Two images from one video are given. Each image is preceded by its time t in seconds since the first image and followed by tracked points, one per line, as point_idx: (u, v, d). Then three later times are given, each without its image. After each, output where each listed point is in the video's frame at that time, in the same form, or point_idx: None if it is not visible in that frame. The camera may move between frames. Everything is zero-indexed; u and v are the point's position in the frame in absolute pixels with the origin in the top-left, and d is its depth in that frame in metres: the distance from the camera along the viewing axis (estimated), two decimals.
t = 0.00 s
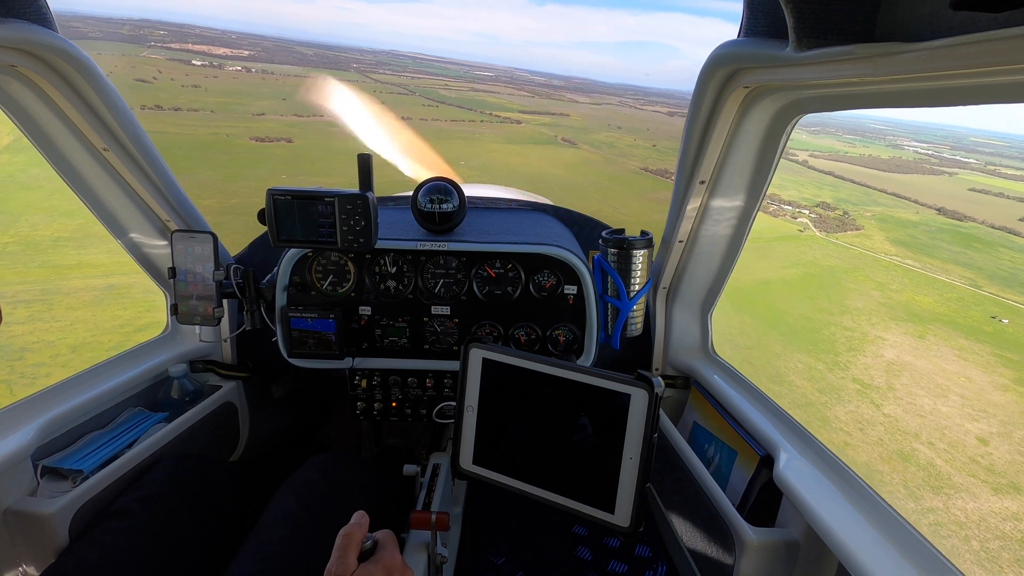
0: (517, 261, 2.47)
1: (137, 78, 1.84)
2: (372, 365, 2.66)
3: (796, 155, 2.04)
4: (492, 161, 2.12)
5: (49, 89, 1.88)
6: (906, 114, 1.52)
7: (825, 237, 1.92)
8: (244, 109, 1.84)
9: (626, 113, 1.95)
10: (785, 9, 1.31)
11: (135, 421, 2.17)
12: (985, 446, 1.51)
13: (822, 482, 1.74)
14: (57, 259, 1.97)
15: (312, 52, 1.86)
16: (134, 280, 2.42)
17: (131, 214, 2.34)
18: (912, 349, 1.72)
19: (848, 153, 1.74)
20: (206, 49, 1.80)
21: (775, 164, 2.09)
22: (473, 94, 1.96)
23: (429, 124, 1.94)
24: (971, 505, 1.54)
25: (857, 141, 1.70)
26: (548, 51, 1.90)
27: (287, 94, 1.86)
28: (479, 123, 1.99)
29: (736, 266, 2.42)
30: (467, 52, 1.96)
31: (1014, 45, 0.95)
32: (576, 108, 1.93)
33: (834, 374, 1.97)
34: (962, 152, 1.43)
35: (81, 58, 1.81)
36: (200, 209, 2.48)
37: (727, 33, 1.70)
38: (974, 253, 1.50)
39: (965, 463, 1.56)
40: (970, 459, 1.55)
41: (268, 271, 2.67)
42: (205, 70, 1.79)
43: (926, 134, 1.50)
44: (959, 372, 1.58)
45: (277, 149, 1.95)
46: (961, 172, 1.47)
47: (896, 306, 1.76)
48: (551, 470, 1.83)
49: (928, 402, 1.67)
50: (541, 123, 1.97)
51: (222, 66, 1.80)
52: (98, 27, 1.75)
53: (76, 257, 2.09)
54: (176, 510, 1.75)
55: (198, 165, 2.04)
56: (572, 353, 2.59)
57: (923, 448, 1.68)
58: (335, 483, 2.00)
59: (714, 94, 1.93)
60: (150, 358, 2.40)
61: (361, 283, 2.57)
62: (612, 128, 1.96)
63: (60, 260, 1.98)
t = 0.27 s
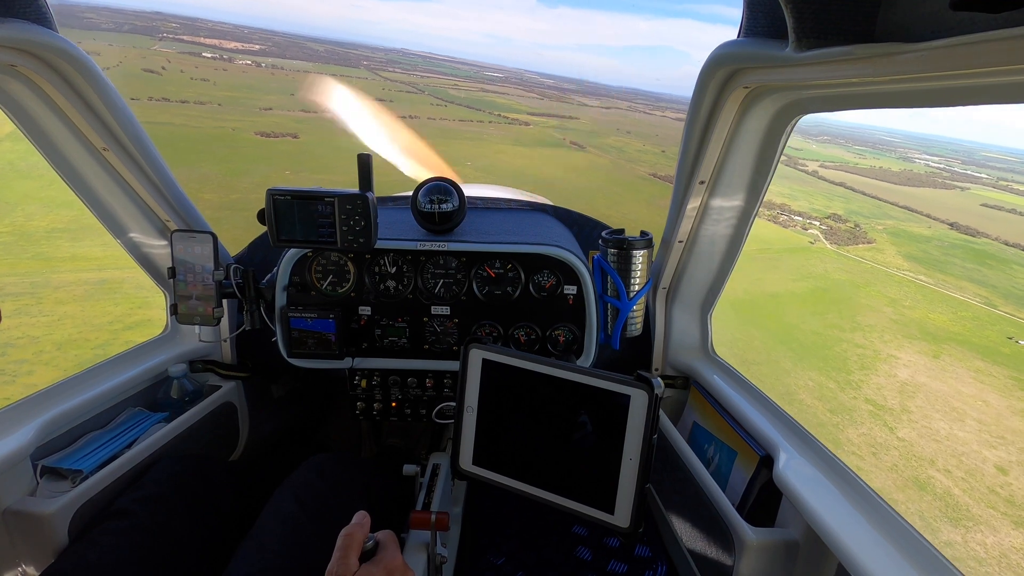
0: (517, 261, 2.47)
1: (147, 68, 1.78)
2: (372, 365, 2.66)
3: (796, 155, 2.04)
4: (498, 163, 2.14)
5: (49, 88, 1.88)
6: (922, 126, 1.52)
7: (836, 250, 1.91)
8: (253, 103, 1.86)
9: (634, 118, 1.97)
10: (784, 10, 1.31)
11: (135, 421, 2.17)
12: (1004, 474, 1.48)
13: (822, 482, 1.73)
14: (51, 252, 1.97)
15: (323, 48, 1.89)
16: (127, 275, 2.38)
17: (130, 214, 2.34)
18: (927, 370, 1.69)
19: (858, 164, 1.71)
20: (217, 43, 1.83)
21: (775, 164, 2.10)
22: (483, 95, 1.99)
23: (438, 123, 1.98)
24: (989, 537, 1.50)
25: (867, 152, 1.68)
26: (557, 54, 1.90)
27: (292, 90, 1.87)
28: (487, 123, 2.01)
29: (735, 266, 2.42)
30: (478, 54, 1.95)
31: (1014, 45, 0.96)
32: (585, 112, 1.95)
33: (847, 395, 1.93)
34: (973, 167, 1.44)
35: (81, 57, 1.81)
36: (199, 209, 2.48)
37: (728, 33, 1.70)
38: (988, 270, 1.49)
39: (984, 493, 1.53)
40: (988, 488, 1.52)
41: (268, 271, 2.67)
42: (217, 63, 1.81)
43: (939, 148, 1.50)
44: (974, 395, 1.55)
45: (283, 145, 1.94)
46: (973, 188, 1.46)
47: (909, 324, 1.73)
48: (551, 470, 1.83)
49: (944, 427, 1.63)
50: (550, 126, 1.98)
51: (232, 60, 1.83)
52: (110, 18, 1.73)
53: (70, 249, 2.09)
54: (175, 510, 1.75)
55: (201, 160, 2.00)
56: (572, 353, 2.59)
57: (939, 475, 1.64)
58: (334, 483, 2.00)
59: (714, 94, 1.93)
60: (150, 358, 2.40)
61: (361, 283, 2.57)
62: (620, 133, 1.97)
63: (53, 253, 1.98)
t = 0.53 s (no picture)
0: (517, 261, 2.47)
1: (155, 55, 1.78)
2: (373, 365, 2.66)
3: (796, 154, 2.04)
4: (504, 164, 2.16)
5: (48, 89, 1.87)
6: (931, 143, 1.52)
7: (845, 266, 1.89)
8: (261, 95, 1.89)
9: (643, 124, 2.01)
10: (784, 9, 1.31)
11: (135, 421, 2.17)
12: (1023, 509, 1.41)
13: (823, 481, 1.73)
14: (42, 238, 1.95)
15: (334, 42, 1.93)
16: (114, 266, 2.33)
17: (130, 214, 2.34)
18: (937, 396, 1.66)
19: (866, 180, 1.71)
20: (228, 33, 1.85)
21: (775, 164, 2.10)
22: (492, 94, 2.02)
23: (444, 122, 1.99)
24: None
25: (875, 167, 1.68)
26: (571, 58, 1.92)
27: (303, 83, 1.86)
28: (495, 124, 2.03)
29: (735, 266, 2.42)
30: (490, 53, 1.96)
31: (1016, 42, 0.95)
32: (593, 116, 2.00)
33: (854, 419, 1.88)
34: (981, 186, 1.45)
35: (80, 58, 1.81)
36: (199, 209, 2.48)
37: (728, 32, 1.70)
38: (998, 293, 1.46)
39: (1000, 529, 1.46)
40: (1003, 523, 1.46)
41: (268, 271, 2.67)
42: (226, 52, 1.83)
43: (946, 165, 1.52)
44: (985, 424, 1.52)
45: (291, 138, 1.97)
46: (982, 210, 1.45)
47: (919, 346, 1.70)
48: (551, 470, 1.83)
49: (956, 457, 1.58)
50: (558, 129, 2.03)
51: (241, 50, 1.84)
52: (126, 5, 1.75)
53: (62, 237, 2.07)
54: (176, 510, 1.75)
55: (203, 150, 1.95)
56: (572, 353, 2.59)
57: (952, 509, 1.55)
58: (335, 483, 2.00)
59: (713, 94, 1.92)
60: (151, 358, 2.40)
61: (361, 283, 2.57)
62: (627, 137, 2.01)
63: (44, 239, 1.96)
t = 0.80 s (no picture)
0: (517, 261, 2.47)
1: (162, 47, 1.76)
2: (372, 365, 2.66)
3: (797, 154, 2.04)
4: (511, 164, 2.13)
5: (48, 88, 1.87)
6: (942, 154, 1.49)
7: (857, 276, 1.87)
8: (269, 87, 1.87)
9: (651, 126, 2.05)
10: (785, 10, 1.31)
11: (135, 421, 2.17)
12: None
13: (822, 482, 1.74)
14: (35, 230, 1.93)
15: (344, 38, 1.96)
16: (107, 259, 2.28)
17: (130, 214, 2.34)
18: (952, 416, 1.60)
19: (877, 190, 1.69)
20: (238, 27, 1.87)
21: (775, 165, 2.10)
22: (500, 94, 1.99)
23: (450, 120, 1.96)
24: None
25: (886, 176, 1.66)
26: (584, 59, 1.90)
27: (313, 77, 1.90)
28: (503, 123, 1.99)
29: (735, 266, 2.42)
30: (506, 51, 1.95)
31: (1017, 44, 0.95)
32: (602, 118, 2.01)
33: (867, 439, 1.81)
34: (993, 200, 1.42)
35: (79, 57, 1.81)
36: (199, 209, 2.48)
37: (728, 33, 1.70)
38: (1012, 309, 1.42)
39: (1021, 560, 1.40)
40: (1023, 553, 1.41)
41: (268, 271, 2.67)
42: (235, 45, 1.83)
43: (959, 176, 1.50)
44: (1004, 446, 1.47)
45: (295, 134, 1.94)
46: (993, 222, 1.43)
47: (933, 363, 1.65)
48: (551, 470, 1.83)
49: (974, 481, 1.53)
50: (566, 130, 2.02)
51: (252, 43, 1.86)
52: None
53: (55, 228, 2.05)
54: (176, 510, 1.75)
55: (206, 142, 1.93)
56: (572, 353, 2.60)
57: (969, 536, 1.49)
58: (334, 483, 2.00)
59: (714, 95, 1.92)
60: (150, 357, 2.40)
61: (361, 283, 2.57)
62: (636, 140, 2.04)
63: (37, 231, 1.94)
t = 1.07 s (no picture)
0: (517, 261, 2.47)
1: (174, 38, 1.78)
2: (372, 365, 2.67)
3: (797, 153, 2.04)
4: (519, 166, 2.17)
5: (48, 88, 1.87)
6: (950, 169, 1.50)
7: (868, 292, 1.83)
8: (278, 81, 1.90)
9: (661, 133, 2.14)
10: (784, 11, 1.31)
11: (134, 421, 2.17)
12: None
13: (821, 481, 1.74)
14: (24, 216, 1.88)
15: (357, 33, 1.99)
16: (98, 251, 2.23)
17: (129, 214, 2.34)
18: (967, 442, 1.56)
19: (886, 203, 1.66)
20: (251, 20, 1.87)
21: (775, 164, 2.10)
22: (511, 95, 2.04)
23: (459, 120, 2.00)
24: None
25: (896, 191, 1.64)
26: (592, 62, 1.91)
27: (323, 72, 1.92)
28: (512, 124, 2.04)
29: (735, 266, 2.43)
30: (517, 52, 1.95)
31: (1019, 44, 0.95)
32: (612, 122, 2.04)
33: (878, 464, 1.74)
34: (1004, 217, 1.40)
35: (79, 58, 1.81)
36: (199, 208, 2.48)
37: (728, 33, 1.70)
38: None
39: None
40: None
41: (267, 271, 2.67)
42: (246, 37, 1.84)
43: (968, 193, 1.48)
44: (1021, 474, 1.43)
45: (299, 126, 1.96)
46: (1006, 240, 1.42)
47: (946, 386, 1.61)
48: (551, 469, 1.83)
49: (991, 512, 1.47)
50: (575, 133, 2.06)
51: (263, 37, 1.87)
52: None
53: (47, 217, 2.02)
54: (176, 510, 1.75)
55: (210, 133, 1.90)
56: (572, 353, 2.60)
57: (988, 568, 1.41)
58: (334, 483, 2.00)
59: (714, 95, 1.92)
60: (150, 358, 2.40)
61: (361, 283, 2.57)
62: (645, 145, 2.12)
63: (30, 219, 1.90)
